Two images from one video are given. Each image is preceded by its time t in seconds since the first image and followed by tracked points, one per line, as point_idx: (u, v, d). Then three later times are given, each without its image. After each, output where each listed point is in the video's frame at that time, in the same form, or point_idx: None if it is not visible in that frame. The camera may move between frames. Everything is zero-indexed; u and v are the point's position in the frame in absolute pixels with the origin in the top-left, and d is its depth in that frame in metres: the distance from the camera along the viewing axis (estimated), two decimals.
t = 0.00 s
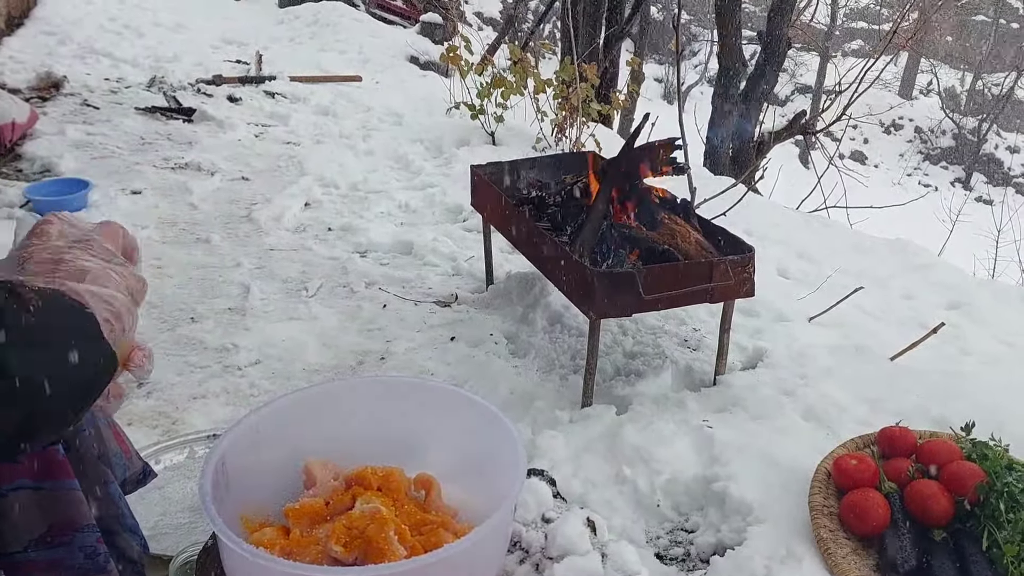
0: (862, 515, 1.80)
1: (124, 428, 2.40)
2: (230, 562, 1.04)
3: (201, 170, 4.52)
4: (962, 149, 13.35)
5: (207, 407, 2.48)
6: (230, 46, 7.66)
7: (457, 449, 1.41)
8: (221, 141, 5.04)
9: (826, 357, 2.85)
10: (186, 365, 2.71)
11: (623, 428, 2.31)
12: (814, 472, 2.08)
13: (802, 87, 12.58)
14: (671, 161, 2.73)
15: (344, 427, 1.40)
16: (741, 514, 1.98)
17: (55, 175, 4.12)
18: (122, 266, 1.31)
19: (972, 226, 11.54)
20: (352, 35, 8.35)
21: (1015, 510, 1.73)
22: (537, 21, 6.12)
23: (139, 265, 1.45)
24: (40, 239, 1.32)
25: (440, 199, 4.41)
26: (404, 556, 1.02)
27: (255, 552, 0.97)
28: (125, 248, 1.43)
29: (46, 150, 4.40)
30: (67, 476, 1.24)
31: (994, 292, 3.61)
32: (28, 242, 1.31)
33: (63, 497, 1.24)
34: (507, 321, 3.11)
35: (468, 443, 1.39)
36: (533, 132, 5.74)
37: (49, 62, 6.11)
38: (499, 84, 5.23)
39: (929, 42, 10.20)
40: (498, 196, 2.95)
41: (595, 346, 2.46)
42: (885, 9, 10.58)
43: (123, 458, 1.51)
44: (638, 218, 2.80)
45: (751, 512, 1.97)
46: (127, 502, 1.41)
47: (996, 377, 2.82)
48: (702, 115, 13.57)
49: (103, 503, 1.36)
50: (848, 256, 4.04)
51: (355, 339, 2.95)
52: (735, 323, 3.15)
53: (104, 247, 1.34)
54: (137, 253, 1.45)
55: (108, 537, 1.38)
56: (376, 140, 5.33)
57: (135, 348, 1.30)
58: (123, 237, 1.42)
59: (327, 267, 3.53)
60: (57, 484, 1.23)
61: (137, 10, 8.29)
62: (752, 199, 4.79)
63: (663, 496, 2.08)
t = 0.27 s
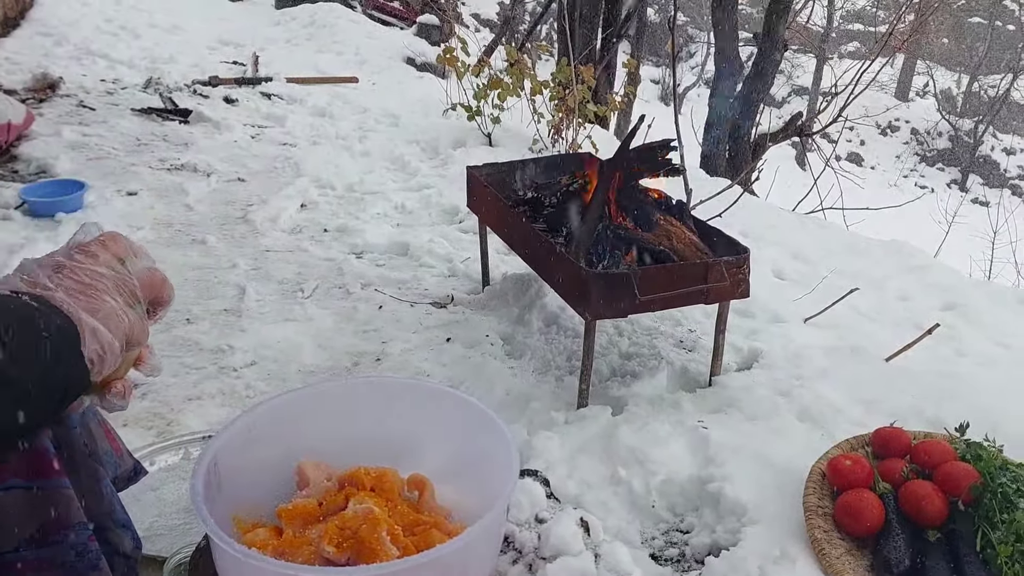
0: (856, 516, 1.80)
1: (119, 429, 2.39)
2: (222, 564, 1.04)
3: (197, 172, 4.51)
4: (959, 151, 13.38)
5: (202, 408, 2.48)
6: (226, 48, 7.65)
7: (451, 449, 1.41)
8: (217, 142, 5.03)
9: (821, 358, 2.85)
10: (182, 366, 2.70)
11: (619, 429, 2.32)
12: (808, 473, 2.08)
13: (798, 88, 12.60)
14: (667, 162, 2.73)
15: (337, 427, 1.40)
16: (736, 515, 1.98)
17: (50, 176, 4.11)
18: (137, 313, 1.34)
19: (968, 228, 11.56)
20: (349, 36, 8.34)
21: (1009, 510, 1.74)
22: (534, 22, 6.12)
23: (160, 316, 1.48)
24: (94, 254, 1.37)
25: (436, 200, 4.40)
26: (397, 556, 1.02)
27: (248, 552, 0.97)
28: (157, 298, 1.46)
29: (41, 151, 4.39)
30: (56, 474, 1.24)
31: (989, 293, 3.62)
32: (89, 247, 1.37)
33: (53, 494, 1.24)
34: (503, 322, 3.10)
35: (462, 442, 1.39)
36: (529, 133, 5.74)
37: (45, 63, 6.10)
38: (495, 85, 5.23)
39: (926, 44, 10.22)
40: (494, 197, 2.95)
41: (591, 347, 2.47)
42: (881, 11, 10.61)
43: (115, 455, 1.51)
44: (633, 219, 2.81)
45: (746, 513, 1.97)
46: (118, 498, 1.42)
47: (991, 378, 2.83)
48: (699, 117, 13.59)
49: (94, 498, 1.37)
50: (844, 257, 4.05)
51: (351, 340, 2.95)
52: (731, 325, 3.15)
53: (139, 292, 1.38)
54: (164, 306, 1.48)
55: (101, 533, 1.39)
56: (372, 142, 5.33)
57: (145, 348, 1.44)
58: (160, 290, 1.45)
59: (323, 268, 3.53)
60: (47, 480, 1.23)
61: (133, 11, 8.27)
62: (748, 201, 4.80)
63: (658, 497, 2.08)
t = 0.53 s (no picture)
0: (848, 516, 1.81)
1: (111, 431, 2.38)
2: (213, 564, 1.04)
3: (190, 173, 4.51)
4: (952, 152, 13.43)
5: (195, 410, 2.47)
6: (221, 49, 7.64)
7: (442, 450, 1.41)
8: (211, 144, 5.03)
9: (814, 359, 2.86)
10: (174, 367, 2.70)
11: (612, 429, 2.32)
12: (800, 473, 2.09)
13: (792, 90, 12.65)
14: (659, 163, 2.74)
15: (329, 429, 1.40)
16: (729, 515, 1.99)
17: (43, 178, 4.10)
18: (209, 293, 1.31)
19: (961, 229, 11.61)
20: (343, 38, 8.34)
21: (999, 510, 1.75)
22: (529, 23, 6.12)
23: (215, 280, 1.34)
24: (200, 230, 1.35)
25: (430, 201, 4.41)
26: (387, 556, 1.02)
27: (238, 552, 0.97)
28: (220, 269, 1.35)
29: (34, 153, 4.37)
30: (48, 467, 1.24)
31: (982, 294, 3.64)
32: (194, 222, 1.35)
33: (43, 487, 1.24)
34: (497, 324, 3.11)
35: (454, 443, 1.39)
36: (524, 135, 5.74)
37: (38, 64, 6.09)
38: (490, 87, 5.24)
39: (919, 46, 10.27)
40: (487, 198, 2.95)
41: (584, 348, 2.47)
42: (874, 13, 10.66)
43: (107, 461, 1.50)
44: (626, 220, 2.81)
45: (738, 514, 1.97)
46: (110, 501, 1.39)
47: (984, 379, 2.84)
48: (693, 119, 13.63)
49: (85, 499, 1.35)
50: (837, 259, 4.06)
51: (344, 341, 2.95)
52: (724, 325, 3.16)
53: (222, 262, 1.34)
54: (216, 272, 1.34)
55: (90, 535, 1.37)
56: (366, 143, 5.33)
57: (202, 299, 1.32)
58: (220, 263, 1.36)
59: (316, 270, 3.53)
60: (36, 474, 1.23)
61: (127, 12, 8.26)
62: (742, 203, 4.81)
63: (650, 498, 2.08)
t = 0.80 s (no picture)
0: (833, 513, 1.82)
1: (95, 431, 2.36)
2: (192, 563, 1.03)
3: (176, 173, 4.48)
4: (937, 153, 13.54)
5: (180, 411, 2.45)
6: (207, 49, 7.60)
7: (425, 447, 1.41)
8: (197, 143, 5.00)
9: (799, 358, 2.87)
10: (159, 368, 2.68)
11: (598, 428, 2.32)
12: (785, 470, 2.10)
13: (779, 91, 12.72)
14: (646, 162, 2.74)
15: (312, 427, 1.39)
16: (714, 513, 1.99)
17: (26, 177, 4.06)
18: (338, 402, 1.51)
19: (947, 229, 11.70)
20: (331, 38, 8.32)
21: (982, 506, 1.77)
22: (517, 24, 6.12)
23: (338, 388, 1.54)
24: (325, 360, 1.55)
25: (418, 201, 4.40)
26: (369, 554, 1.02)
27: (217, 551, 0.96)
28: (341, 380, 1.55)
29: (17, 152, 4.33)
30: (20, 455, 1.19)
31: (966, 293, 3.66)
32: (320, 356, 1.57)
33: (14, 473, 1.19)
34: (484, 323, 3.10)
35: (437, 441, 1.38)
36: (512, 135, 5.74)
37: (21, 63, 6.03)
38: (477, 86, 5.23)
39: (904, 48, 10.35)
40: (474, 197, 2.95)
41: (570, 347, 2.47)
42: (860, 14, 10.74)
43: (80, 452, 1.51)
44: (612, 219, 2.81)
45: (724, 511, 1.98)
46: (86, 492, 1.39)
47: (968, 377, 2.86)
48: (681, 120, 13.68)
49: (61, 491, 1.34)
50: (823, 258, 4.08)
51: (331, 341, 2.94)
52: (711, 324, 3.17)
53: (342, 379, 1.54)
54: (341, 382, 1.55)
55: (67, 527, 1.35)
56: (354, 143, 5.31)
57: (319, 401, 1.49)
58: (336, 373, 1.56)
59: (303, 269, 3.51)
60: (4, 464, 1.18)
61: (112, 11, 8.20)
62: (729, 202, 4.83)
63: (636, 496, 2.08)
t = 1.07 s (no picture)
0: (809, 509, 1.83)
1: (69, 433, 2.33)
2: (160, 563, 1.02)
3: (154, 172, 4.43)
4: (916, 153, 13.70)
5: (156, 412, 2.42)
6: (186, 48, 7.53)
7: (400, 447, 1.40)
8: (175, 143, 4.95)
9: (778, 356, 2.89)
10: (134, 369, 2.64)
11: (578, 427, 2.32)
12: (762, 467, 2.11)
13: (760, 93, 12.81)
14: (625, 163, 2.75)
15: (286, 427, 1.38)
16: (692, 510, 2.00)
17: None
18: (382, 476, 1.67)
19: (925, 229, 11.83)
20: (312, 37, 8.27)
21: (956, 501, 1.80)
22: (499, 24, 6.12)
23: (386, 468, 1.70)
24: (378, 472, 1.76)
25: (399, 201, 4.38)
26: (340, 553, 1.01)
27: (185, 550, 0.95)
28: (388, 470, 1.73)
29: None
30: None
31: (942, 292, 3.70)
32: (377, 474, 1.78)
33: None
34: (465, 323, 3.09)
35: (411, 441, 1.38)
36: (494, 135, 5.73)
37: None
38: (459, 86, 5.22)
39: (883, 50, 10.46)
40: (454, 197, 2.94)
41: (550, 347, 2.46)
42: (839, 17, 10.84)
43: (54, 449, 1.64)
44: (592, 219, 2.82)
45: (702, 509, 1.99)
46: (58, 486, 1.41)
47: (944, 375, 2.89)
48: (663, 120, 13.74)
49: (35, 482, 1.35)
50: (802, 257, 4.11)
51: (310, 341, 2.92)
52: (690, 323, 3.19)
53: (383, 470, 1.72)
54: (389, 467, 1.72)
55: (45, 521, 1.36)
56: (334, 143, 5.28)
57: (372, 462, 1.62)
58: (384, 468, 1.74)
59: (282, 270, 3.48)
60: None
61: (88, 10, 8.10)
62: (710, 202, 4.85)
63: (615, 494, 2.09)
